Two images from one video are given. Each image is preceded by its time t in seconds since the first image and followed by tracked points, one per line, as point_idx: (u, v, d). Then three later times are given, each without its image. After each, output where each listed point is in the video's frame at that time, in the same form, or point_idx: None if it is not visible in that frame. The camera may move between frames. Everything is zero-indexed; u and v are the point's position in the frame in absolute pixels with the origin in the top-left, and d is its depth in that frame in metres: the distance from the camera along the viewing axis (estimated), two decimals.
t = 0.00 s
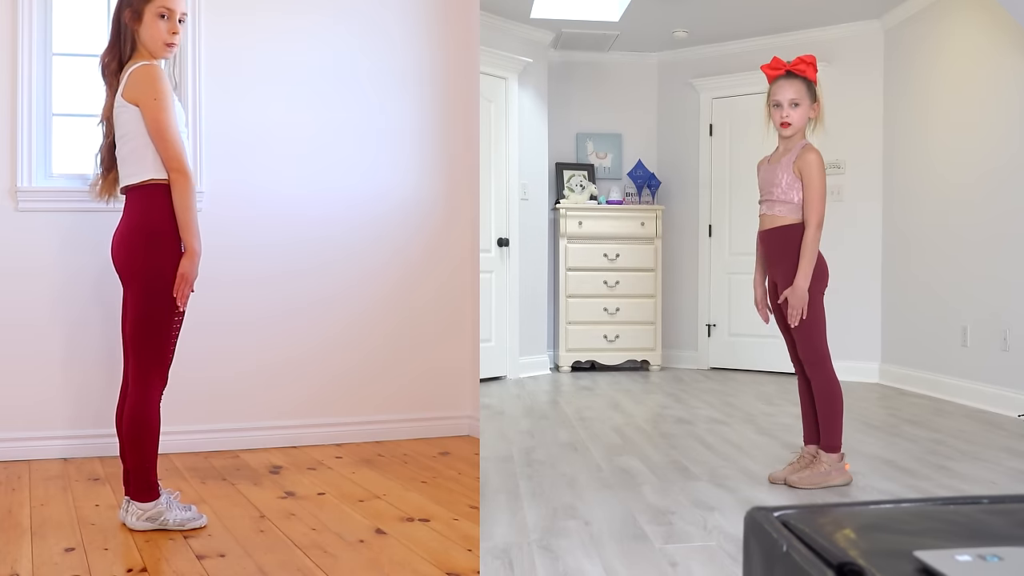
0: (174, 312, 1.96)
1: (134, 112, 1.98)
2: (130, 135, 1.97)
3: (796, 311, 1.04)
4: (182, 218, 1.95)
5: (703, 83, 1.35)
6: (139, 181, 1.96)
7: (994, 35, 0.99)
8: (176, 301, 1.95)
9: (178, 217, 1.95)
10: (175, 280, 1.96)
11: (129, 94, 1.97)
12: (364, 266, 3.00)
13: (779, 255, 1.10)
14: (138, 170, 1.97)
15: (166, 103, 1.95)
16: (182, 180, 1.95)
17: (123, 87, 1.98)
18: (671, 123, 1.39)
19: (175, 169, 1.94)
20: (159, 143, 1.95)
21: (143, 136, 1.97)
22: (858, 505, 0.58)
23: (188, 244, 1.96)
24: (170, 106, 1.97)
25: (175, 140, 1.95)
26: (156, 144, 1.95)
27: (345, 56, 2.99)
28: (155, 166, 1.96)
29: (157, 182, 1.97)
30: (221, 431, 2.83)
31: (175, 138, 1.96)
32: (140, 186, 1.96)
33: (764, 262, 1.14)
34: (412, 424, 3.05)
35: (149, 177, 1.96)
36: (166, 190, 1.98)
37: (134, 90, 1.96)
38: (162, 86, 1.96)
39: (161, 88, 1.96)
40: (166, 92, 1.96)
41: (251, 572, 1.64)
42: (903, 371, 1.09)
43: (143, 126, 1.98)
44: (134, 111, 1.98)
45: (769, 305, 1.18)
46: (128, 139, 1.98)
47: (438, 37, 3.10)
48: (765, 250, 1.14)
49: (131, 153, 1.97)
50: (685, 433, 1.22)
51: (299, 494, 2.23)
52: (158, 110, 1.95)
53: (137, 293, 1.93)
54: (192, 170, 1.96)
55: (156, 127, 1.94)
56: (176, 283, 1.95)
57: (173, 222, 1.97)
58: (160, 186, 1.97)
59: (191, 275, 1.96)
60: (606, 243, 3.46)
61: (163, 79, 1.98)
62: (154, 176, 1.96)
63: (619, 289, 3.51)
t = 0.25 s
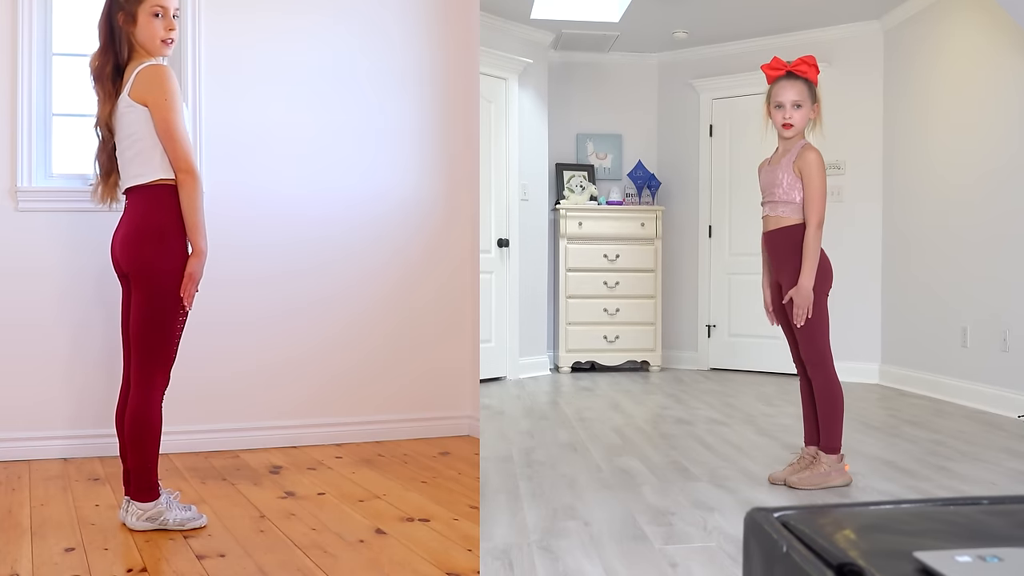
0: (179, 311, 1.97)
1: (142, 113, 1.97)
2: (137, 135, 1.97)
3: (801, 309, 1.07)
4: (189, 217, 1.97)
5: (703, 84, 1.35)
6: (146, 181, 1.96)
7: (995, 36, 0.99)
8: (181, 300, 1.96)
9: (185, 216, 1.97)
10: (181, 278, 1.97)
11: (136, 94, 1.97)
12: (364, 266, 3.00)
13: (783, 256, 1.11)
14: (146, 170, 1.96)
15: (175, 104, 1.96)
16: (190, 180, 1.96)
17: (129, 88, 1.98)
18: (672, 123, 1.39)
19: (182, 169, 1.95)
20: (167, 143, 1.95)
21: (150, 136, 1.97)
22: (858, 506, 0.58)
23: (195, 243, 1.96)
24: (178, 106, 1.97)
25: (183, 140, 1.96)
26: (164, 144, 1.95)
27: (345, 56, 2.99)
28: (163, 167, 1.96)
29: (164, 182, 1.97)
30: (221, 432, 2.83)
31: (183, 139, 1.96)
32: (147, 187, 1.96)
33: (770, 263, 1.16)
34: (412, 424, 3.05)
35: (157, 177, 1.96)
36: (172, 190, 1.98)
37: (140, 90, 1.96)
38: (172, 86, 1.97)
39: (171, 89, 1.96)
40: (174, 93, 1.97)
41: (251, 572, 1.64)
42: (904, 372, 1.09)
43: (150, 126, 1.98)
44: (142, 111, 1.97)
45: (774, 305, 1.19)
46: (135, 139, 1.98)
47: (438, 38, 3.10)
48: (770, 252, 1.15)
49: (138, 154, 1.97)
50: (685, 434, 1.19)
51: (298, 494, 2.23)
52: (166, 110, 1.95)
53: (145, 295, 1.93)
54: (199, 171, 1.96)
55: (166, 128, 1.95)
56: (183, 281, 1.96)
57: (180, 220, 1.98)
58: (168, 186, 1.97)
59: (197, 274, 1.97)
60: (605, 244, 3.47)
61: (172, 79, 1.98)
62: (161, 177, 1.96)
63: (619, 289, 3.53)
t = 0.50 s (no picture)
0: (179, 310, 1.97)
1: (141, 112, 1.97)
2: (135, 135, 1.97)
3: (804, 310, 1.07)
4: (188, 218, 1.97)
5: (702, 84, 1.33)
6: (145, 180, 1.96)
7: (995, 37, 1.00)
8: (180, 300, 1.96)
9: (184, 216, 1.97)
10: (180, 279, 1.97)
11: (135, 93, 1.97)
12: (363, 266, 3.00)
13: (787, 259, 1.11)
14: (144, 169, 1.96)
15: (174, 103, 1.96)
16: (189, 180, 1.96)
17: (127, 87, 1.98)
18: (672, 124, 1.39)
19: (181, 169, 1.95)
20: (166, 143, 1.95)
21: (149, 135, 1.97)
22: (858, 507, 0.58)
23: (193, 243, 1.97)
24: (177, 106, 1.97)
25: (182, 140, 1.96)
26: (163, 144, 1.95)
27: (345, 56, 2.99)
28: (161, 166, 1.96)
29: (162, 181, 1.97)
30: (221, 432, 2.83)
31: (182, 139, 1.96)
32: (145, 186, 1.96)
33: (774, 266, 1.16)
34: (411, 424, 3.05)
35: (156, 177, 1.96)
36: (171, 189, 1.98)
37: (139, 90, 1.96)
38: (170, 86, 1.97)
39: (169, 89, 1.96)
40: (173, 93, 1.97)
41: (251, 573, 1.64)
42: (903, 373, 1.08)
43: (148, 126, 1.97)
44: (141, 110, 1.97)
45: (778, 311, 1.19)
46: (133, 138, 1.98)
47: (438, 38, 3.10)
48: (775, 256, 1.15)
49: (136, 153, 1.97)
50: (685, 435, 1.22)
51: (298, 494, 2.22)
52: (164, 110, 1.95)
53: (143, 295, 1.93)
54: (198, 171, 1.96)
55: (164, 128, 1.95)
56: (181, 281, 1.96)
57: (179, 220, 1.98)
58: (166, 185, 1.97)
59: (196, 273, 1.97)
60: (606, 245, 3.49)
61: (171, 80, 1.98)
62: (159, 176, 1.96)
63: (619, 290, 3.53)
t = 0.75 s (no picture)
0: (179, 309, 1.97)
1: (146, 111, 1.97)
2: (141, 134, 1.97)
3: (805, 312, 1.09)
4: (190, 217, 1.98)
5: (702, 85, 1.35)
6: (150, 179, 1.96)
7: (995, 38, 0.99)
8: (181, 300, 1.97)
9: (186, 216, 1.98)
10: (182, 279, 1.98)
11: (142, 92, 1.97)
12: (363, 266, 3.00)
13: (787, 260, 1.11)
14: (149, 167, 1.96)
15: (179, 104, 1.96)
16: (192, 180, 1.96)
17: (134, 86, 1.98)
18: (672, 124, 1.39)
19: (186, 168, 1.95)
20: (171, 142, 1.95)
21: (154, 134, 1.97)
22: (857, 508, 0.58)
23: (195, 242, 1.99)
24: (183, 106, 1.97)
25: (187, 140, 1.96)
26: (168, 143, 1.96)
27: (345, 56, 2.99)
28: (166, 166, 1.97)
29: (166, 181, 1.97)
30: (221, 432, 2.83)
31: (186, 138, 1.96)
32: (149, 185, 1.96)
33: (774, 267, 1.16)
34: (411, 424, 3.05)
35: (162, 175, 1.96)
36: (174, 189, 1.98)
37: (146, 89, 1.96)
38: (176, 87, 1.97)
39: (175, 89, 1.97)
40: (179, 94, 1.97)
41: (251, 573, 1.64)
42: (903, 374, 1.07)
43: (153, 125, 1.98)
44: (147, 109, 1.97)
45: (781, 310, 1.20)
46: (139, 137, 1.98)
47: (438, 38, 3.10)
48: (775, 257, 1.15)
49: (141, 152, 1.97)
50: (685, 435, 1.24)
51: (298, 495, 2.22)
52: (169, 109, 1.95)
53: (143, 294, 1.92)
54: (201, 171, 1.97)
55: (170, 128, 1.95)
56: (183, 281, 1.98)
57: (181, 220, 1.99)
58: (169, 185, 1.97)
59: (196, 273, 1.98)
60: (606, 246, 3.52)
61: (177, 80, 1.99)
62: (163, 175, 1.96)
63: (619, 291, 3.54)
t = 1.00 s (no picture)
0: (179, 310, 1.97)
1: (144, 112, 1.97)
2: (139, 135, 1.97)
3: (805, 312, 1.07)
4: (190, 218, 1.97)
5: (703, 86, 1.35)
6: (149, 180, 1.96)
7: (995, 39, 0.99)
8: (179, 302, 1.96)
9: (185, 217, 1.97)
10: (181, 280, 1.97)
11: (140, 93, 1.97)
12: (363, 266, 3.00)
13: (788, 259, 1.10)
14: (148, 169, 1.96)
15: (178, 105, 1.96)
16: (191, 182, 1.96)
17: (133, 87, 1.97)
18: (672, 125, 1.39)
19: (184, 171, 1.95)
20: (169, 144, 1.95)
21: (152, 136, 1.97)
22: (858, 508, 0.58)
23: (195, 245, 1.97)
24: (181, 107, 1.97)
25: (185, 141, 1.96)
26: (165, 144, 1.95)
27: (345, 56, 2.99)
28: (164, 168, 1.96)
29: (165, 182, 1.97)
30: (221, 432, 2.83)
31: (185, 139, 1.96)
32: (148, 186, 1.96)
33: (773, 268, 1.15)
34: (411, 424, 3.05)
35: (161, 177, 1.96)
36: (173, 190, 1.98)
37: (144, 90, 1.96)
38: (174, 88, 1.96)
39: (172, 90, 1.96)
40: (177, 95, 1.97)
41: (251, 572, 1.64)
42: (903, 374, 1.08)
43: (152, 127, 1.97)
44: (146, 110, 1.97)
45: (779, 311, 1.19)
46: (138, 138, 1.98)
47: (439, 38, 3.10)
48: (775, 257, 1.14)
49: (140, 153, 1.97)
50: (686, 436, 1.25)
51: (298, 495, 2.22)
52: (168, 110, 1.95)
53: (144, 292, 1.93)
54: (200, 173, 1.96)
55: (168, 128, 1.94)
56: (182, 283, 1.97)
57: (180, 221, 1.98)
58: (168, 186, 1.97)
59: (196, 275, 1.97)
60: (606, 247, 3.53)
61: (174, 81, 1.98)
62: (161, 176, 1.96)
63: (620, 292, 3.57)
